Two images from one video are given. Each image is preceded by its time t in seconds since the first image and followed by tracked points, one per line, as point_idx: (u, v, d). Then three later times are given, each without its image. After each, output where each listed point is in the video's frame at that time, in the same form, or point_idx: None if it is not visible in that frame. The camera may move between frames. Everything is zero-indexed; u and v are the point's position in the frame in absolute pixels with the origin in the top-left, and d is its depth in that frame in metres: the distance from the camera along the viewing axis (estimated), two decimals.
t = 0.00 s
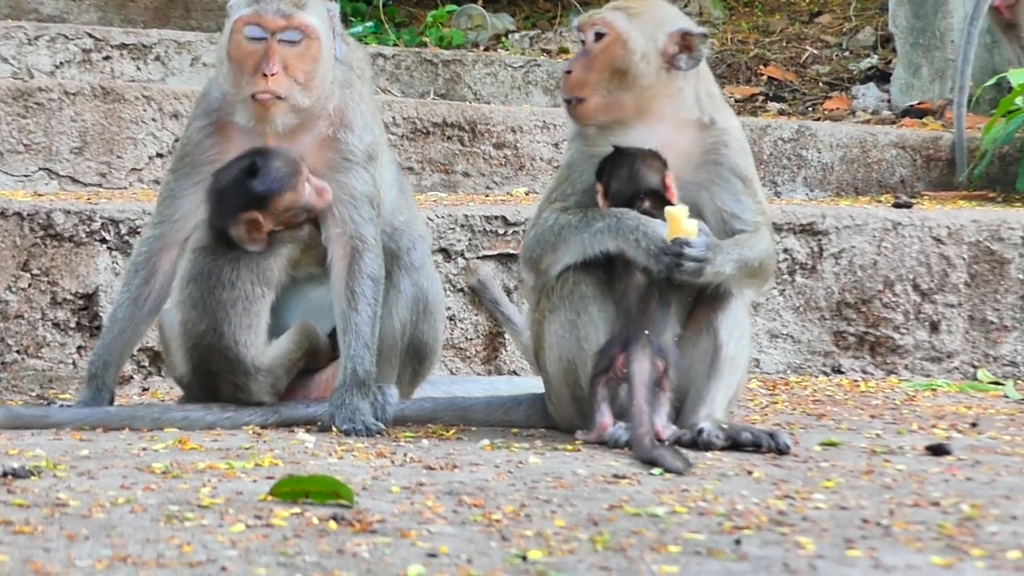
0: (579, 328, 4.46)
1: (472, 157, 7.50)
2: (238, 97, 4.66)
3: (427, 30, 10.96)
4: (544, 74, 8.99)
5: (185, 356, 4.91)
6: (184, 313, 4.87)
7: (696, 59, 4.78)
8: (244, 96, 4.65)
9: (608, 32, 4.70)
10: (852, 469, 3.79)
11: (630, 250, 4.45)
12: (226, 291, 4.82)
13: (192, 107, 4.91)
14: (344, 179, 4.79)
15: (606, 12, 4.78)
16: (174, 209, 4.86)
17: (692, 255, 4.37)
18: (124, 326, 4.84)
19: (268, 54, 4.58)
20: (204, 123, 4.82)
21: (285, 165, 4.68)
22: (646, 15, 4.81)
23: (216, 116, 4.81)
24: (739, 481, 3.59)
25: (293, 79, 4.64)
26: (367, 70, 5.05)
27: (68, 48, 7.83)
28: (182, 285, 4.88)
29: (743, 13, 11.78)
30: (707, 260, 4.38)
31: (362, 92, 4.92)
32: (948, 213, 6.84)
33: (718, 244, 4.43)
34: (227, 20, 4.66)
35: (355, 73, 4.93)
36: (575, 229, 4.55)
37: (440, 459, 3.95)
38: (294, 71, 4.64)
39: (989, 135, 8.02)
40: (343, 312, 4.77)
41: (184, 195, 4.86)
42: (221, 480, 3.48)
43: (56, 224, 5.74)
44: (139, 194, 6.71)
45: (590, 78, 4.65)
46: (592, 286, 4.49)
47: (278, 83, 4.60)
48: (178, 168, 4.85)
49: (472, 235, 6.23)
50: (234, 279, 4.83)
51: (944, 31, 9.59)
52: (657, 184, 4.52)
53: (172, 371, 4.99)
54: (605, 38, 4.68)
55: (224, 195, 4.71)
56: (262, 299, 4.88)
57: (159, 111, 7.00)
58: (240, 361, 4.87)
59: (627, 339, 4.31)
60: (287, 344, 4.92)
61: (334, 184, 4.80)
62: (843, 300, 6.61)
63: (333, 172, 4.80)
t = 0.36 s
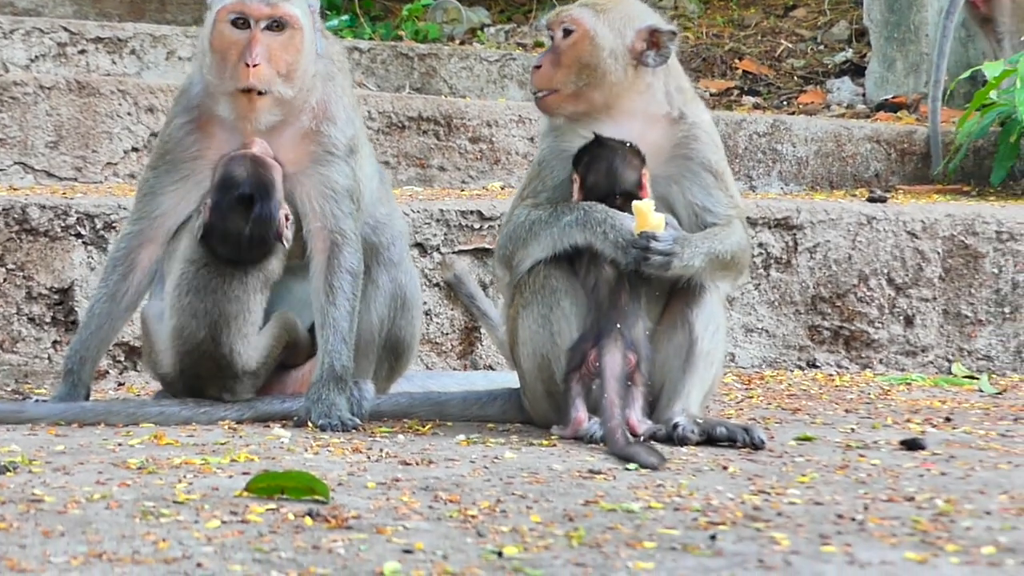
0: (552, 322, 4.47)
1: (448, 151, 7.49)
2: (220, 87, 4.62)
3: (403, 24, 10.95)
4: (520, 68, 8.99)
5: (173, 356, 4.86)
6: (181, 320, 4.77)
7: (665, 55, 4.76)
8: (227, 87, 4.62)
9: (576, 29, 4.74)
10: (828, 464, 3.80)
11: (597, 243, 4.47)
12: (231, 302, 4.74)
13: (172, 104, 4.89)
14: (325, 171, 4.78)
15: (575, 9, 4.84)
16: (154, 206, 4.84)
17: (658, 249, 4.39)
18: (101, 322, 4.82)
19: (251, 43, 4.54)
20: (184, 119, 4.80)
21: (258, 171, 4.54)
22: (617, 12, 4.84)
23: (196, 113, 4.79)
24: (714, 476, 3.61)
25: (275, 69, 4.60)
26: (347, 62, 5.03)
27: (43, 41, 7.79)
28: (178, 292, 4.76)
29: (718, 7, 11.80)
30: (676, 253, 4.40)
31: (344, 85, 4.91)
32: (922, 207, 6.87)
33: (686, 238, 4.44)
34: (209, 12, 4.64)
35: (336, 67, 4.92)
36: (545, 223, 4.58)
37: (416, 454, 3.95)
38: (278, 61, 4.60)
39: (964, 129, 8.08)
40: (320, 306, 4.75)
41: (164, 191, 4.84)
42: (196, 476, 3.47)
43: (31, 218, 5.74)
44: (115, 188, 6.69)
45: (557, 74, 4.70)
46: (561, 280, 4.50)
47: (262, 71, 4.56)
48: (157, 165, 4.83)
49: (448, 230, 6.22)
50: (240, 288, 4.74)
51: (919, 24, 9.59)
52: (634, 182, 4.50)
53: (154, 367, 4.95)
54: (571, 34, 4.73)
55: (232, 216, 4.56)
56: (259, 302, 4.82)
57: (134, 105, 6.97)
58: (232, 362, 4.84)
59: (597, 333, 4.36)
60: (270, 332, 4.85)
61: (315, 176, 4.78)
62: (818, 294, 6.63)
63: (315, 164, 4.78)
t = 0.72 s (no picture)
0: (543, 321, 4.47)
1: (439, 151, 7.49)
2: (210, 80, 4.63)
3: (394, 23, 10.95)
4: (511, 68, 8.99)
5: (166, 357, 4.83)
6: (171, 322, 4.75)
7: (671, 59, 4.79)
8: (217, 80, 4.63)
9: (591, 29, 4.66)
10: (819, 464, 3.81)
11: (589, 244, 4.46)
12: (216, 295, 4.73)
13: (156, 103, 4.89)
14: (311, 171, 4.78)
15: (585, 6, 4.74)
16: (140, 205, 4.84)
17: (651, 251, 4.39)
18: (90, 323, 4.81)
19: (243, 36, 4.56)
20: (168, 116, 4.80)
21: (219, 167, 4.56)
22: (628, 13, 4.79)
23: (181, 110, 4.79)
24: (705, 476, 3.61)
25: (267, 62, 4.61)
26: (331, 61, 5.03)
27: (34, 41, 7.77)
28: (165, 294, 4.74)
29: (709, 6, 11.80)
30: (665, 256, 4.40)
31: (329, 83, 4.91)
32: (913, 207, 6.88)
33: (676, 240, 4.44)
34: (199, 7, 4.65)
35: (322, 65, 4.92)
36: (535, 223, 4.58)
37: (407, 455, 3.95)
38: (270, 56, 4.62)
39: (954, 129, 8.06)
40: (309, 306, 4.75)
41: (150, 190, 4.84)
42: (188, 478, 3.47)
43: (22, 219, 5.75)
44: (106, 189, 6.68)
45: (569, 76, 4.62)
46: (552, 280, 4.50)
47: (255, 65, 4.57)
48: (142, 164, 4.83)
49: (439, 231, 6.22)
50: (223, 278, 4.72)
51: (910, 24, 9.56)
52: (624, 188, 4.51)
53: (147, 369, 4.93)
54: (586, 35, 4.64)
55: (191, 215, 4.56)
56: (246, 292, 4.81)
57: (125, 106, 6.97)
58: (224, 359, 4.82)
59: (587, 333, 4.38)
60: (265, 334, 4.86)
61: (301, 176, 4.78)
62: (809, 294, 6.64)
63: (300, 164, 4.78)
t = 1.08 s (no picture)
0: (539, 323, 4.47)
1: (435, 154, 7.49)
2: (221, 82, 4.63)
3: (390, 25, 10.97)
4: (507, 70, 8.99)
5: (161, 362, 4.82)
6: (165, 328, 4.74)
7: (664, 64, 4.83)
8: (225, 82, 4.63)
9: (582, 27, 4.77)
10: (815, 467, 3.82)
11: (582, 247, 4.46)
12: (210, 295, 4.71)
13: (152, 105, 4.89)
14: (309, 174, 4.78)
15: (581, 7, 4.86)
16: (136, 207, 4.84)
17: (641, 256, 4.41)
18: (86, 325, 4.81)
19: (256, 39, 4.57)
20: (168, 117, 4.81)
21: (217, 168, 4.59)
22: (620, 16, 4.88)
23: (180, 112, 4.81)
24: (701, 479, 3.61)
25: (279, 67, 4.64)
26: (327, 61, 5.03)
27: (30, 44, 7.78)
28: (159, 302, 4.72)
29: (705, 8, 11.81)
30: (657, 260, 4.42)
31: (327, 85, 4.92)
32: (909, 210, 6.88)
33: (669, 243, 4.46)
34: (206, 8, 4.64)
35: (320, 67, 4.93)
36: (530, 227, 4.58)
37: (403, 458, 3.94)
38: (280, 58, 4.64)
39: (950, 131, 8.06)
40: (306, 308, 4.75)
41: (148, 192, 4.84)
42: (184, 480, 3.47)
43: (19, 221, 5.76)
44: (102, 191, 6.68)
45: (559, 68, 4.70)
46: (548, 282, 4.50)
47: (268, 68, 4.59)
48: (139, 166, 4.83)
49: (435, 233, 6.22)
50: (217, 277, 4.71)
51: (906, 26, 9.56)
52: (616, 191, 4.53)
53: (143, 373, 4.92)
54: (578, 30, 4.76)
55: (178, 213, 4.57)
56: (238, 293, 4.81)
57: (121, 108, 6.97)
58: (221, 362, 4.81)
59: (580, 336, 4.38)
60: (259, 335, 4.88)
61: (299, 179, 4.78)
62: (805, 297, 6.65)
63: (298, 166, 4.78)
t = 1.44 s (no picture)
0: (536, 326, 4.47)
1: (433, 157, 7.49)
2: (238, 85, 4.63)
3: (387, 29, 10.99)
4: (504, 73, 8.99)
5: (156, 370, 4.83)
6: (157, 338, 4.74)
7: (663, 68, 4.80)
8: (240, 85, 4.64)
9: (584, 26, 4.73)
10: (813, 468, 3.82)
11: (576, 250, 4.47)
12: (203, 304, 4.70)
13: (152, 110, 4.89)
14: (310, 178, 4.78)
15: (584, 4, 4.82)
16: (136, 211, 4.84)
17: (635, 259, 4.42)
18: (84, 329, 4.81)
19: (271, 43, 4.57)
20: (170, 122, 4.81)
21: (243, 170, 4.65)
22: (621, 17, 4.84)
23: (182, 116, 4.81)
24: (699, 479, 3.61)
25: (294, 72, 4.64)
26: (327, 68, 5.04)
27: (27, 47, 7.79)
28: (150, 311, 4.72)
29: (702, 11, 11.81)
30: (652, 263, 4.43)
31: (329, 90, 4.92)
32: (907, 211, 6.89)
33: (664, 246, 4.47)
34: (218, 12, 4.65)
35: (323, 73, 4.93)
36: (526, 230, 4.58)
37: (401, 459, 3.95)
38: (295, 63, 4.65)
39: (947, 132, 8.06)
40: (305, 312, 4.76)
41: (148, 197, 4.84)
42: (182, 482, 3.46)
43: (16, 225, 5.76)
44: (99, 194, 6.68)
45: (558, 68, 4.67)
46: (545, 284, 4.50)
47: (285, 72, 4.61)
48: (139, 170, 4.82)
49: (433, 235, 6.22)
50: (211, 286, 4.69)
51: (903, 28, 9.51)
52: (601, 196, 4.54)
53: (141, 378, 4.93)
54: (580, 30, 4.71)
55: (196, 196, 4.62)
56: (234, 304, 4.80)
57: (119, 111, 6.96)
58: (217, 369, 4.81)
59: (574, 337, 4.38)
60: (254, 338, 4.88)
61: (301, 183, 4.78)
62: (803, 298, 6.65)
63: (298, 171, 4.78)
